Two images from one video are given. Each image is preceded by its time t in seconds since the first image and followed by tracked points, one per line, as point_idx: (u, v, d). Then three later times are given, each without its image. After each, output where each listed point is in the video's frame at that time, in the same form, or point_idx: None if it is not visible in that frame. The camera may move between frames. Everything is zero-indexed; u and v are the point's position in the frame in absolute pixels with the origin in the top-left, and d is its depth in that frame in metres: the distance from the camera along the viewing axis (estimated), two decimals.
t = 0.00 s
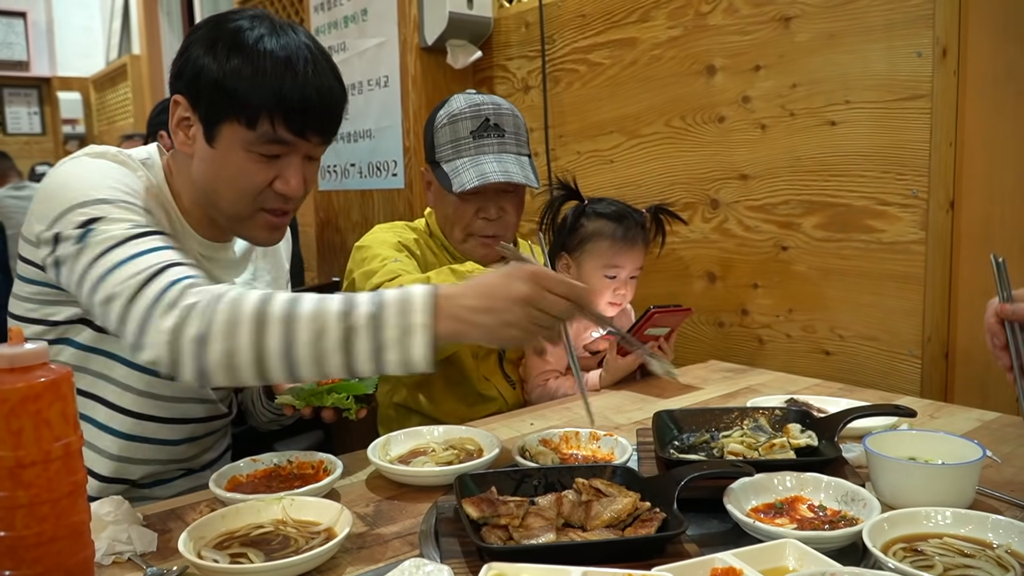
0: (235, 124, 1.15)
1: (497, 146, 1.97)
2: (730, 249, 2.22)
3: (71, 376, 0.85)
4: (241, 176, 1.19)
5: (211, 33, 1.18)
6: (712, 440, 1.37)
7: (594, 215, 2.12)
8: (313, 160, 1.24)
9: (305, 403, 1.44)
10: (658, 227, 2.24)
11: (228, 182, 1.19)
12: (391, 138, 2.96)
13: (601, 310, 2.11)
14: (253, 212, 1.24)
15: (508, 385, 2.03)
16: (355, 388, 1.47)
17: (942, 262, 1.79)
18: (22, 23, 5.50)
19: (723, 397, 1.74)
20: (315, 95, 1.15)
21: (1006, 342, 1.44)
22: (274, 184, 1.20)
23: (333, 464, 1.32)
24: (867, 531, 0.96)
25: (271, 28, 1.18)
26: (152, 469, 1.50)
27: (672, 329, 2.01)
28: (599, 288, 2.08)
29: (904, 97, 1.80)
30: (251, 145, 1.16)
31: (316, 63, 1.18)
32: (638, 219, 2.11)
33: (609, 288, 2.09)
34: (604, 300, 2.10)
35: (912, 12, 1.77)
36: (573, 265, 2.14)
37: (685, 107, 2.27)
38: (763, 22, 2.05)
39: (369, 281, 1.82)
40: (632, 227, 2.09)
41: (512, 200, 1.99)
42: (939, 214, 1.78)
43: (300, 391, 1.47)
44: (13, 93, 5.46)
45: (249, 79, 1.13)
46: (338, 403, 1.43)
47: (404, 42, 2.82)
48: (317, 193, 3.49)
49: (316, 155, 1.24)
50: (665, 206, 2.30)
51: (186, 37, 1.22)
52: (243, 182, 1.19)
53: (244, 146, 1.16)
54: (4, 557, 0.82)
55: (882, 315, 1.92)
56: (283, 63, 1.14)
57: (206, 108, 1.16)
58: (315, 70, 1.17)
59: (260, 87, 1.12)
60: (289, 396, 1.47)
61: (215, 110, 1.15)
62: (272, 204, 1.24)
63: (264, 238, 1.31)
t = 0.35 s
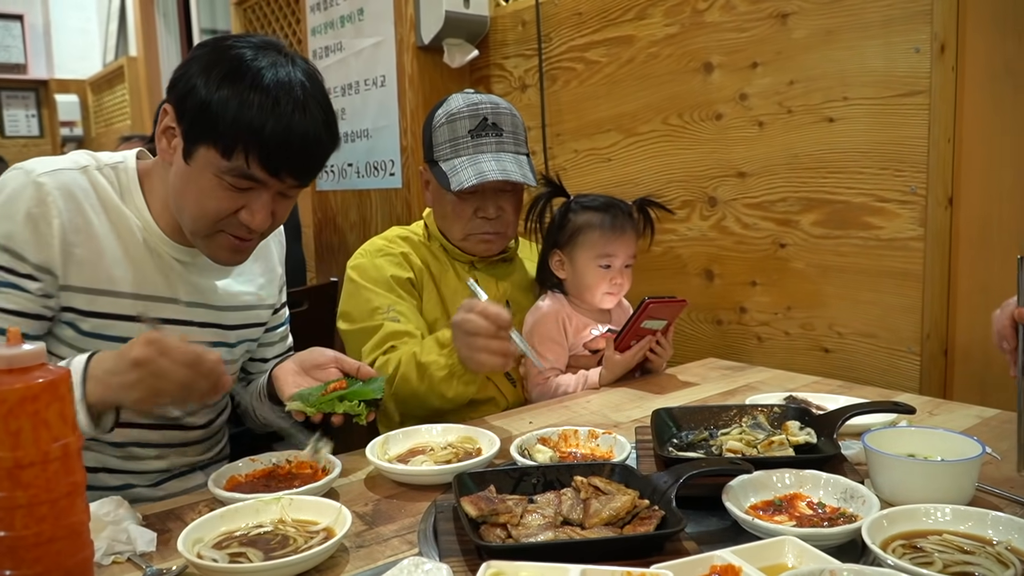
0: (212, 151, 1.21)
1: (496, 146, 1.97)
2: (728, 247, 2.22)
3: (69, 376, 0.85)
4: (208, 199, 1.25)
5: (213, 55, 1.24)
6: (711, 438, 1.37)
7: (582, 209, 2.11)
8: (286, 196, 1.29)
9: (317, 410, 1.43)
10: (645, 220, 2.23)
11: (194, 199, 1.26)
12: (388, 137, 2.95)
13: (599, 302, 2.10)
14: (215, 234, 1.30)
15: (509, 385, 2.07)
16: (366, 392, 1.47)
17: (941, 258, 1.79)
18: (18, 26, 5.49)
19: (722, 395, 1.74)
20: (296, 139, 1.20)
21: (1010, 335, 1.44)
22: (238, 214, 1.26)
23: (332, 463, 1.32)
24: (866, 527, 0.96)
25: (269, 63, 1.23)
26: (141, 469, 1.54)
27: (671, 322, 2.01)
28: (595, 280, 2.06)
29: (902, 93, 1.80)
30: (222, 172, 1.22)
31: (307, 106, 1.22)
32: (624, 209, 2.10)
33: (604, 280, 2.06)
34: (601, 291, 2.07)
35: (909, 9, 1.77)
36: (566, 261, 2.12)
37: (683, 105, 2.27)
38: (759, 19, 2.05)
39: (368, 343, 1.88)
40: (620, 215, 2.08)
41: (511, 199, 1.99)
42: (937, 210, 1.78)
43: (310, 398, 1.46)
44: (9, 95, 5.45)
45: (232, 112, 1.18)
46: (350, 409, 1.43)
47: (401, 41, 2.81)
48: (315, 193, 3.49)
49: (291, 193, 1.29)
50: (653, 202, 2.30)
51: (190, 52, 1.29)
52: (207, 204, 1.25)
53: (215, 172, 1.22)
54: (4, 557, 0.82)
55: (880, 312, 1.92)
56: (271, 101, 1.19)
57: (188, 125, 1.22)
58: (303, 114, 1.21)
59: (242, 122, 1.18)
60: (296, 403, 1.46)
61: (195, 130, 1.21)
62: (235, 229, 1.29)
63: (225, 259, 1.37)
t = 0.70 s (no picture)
0: (174, 151, 1.21)
1: (491, 142, 1.97)
2: (726, 242, 2.21)
3: (65, 372, 0.85)
4: (175, 197, 1.26)
5: (168, 50, 1.21)
6: (709, 433, 1.37)
7: (559, 202, 2.15)
8: (253, 190, 1.29)
9: (304, 411, 1.44)
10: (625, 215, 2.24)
11: (162, 199, 1.27)
12: (387, 133, 2.95)
13: (589, 289, 2.11)
14: (186, 231, 1.32)
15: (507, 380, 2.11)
16: (353, 389, 1.46)
17: (939, 253, 1.79)
18: (17, 21, 5.47)
19: (720, 389, 1.74)
20: (257, 134, 1.18)
21: None
22: (206, 210, 1.27)
23: (329, 459, 1.32)
24: (863, 521, 0.96)
25: (225, 55, 1.20)
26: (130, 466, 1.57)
27: (664, 308, 2.00)
28: (582, 267, 2.08)
29: (901, 87, 1.80)
30: (185, 171, 1.22)
31: (266, 97, 1.20)
32: (598, 197, 2.13)
33: (590, 265, 2.08)
34: (590, 277, 2.09)
35: (908, 2, 1.77)
36: (551, 257, 2.13)
37: (681, 100, 2.27)
38: (758, 13, 2.05)
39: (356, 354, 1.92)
40: (593, 200, 2.11)
41: (506, 196, 1.99)
42: (935, 205, 1.77)
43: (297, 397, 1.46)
44: (8, 92, 5.45)
45: (189, 110, 1.17)
46: (338, 408, 1.43)
47: (399, 36, 2.80)
48: (313, 189, 3.48)
49: (257, 186, 1.28)
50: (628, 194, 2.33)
51: (147, 45, 1.26)
52: (175, 203, 1.27)
53: (178, 171, 1.22)
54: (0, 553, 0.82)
55: (879, 307, 1.92)
56: (228, 96, 1.17)
57: (148, 125, 1.22)
58: (262, 106, 1.19)
59: (200, 119, 1.16)
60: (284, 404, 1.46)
61: (155, 129, 1.20)
62: (206, 224, 1.31)
63: (198, 254, 1.39)
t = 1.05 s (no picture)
0: (153, 151, 1.20)
1: (490, 139, 1.96)
2: (726, 239, 2.21)
3: (65, 368, 0.85)
4: (158, 198, 1.26)
5: (144, 47, 1.20)
6: (708, 430, 1.37)
7: (546, 204, 2.16)
8: (236, 186, 1.29)
9: (309, 404, 1.41)
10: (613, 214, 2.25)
11: (145, 200, 1.27)
12: (387, 129, 2.95)
13: (579, 286, 2.11)
14: (170, 230, 1.32)
15: (507, 376, 2.12)
16: (357, 379, 1.45)
17: (939, 250, 1.79)
18: (17, 16, 5.53)
19: (720, 387, 1.74)
20: (236, 131, 1.18)
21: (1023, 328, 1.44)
22: (190, 210, 1.28)
23: (329, 455, 1.32)
24: (862, 519, 0.96)
25: (202, 50, 1.19)
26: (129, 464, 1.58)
27: (651, 288, 2.04)
28: (570, 263, 2.08)
29: (901, 85, 1.80)
30: (166, 172, 1.22)
31: (243, 93, 1.19)
32: (582, 194, 2.14)
33: (579, 262, 2.07)
34: (580, 274, 2.08)
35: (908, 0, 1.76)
36: (541, 258, 2.14)
37: (681, 97, 2.26)
38: (759, 11, 2.04)
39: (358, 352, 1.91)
40: (579, 198, 2.12)
41: (504, 192, 1.99)
42: (935, 202, 1.77)
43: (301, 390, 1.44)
44: (8, 86, 5.42)
45: (167, 109, 1.16)
46: (343, 398, 1.41)
47: (399, 33, 2.80)
48: (313, 185, 3.48)
49: (238, 183, 1.28)
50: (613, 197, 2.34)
51: (121, 41, 1.24)
52: (158, 203, 1.27)
53: (159, 171, 1.22)
54: None
55: (878, 304, 1.92)
56: (205, 93, 1.16)
57: (125, 125, 1.21)
58: (239, 102, 1.18)
59: (177, 118, 1.16)
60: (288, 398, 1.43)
61: (133, 129, 1.20)
62: (190, 223, 1.31)
63: (184, 251, 1.39)
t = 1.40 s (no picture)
0: (149, 156, 1.21)
1: (488, 142, 1.97)
2: (726, 241, 2.21)
3: (67, 371, 0.85)
4: (155, 203, 1.26)
5: (138, 50, 1.20)
6: (708, 432, 1.37)
7: (537, 209, 2.18)
8: (232, 189, 1.29)
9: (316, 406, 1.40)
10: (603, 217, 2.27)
11: (142, 205, 1.28)
12: (387, 132, 2.95)
13: (577, 285, 2.09)
14: (168, 235, 1.33)
15: (505, 380, 2.13)
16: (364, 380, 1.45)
17: (938, 253, 1.79)
18: (19, 18, 5.55)
19: (720, 389, 1.74)
20: (231, 135, 1.18)
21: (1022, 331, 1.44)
22: (187, 214, 1.28)
23: (332, 457, 1.32)
24: (862, 522, 0.97)
25: (195, 53, 1.20)
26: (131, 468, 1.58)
27: (645, 294, 2.06)
28: (564, 265, 2.08)
29: (900, 88, 1.80)
30: (162, 177, 1.22)
31: (238, 95, 1.19)
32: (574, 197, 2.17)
33: (573, 264, 2.07)
34: (574, 274, 2.08)
35: (907, 3, 1.77)
36: (536, 262, 2.15)
37: (681, 99, 2.27)
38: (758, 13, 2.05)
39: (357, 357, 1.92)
40: (568, 199, 2.15)
41: (502, 196, 1.99)
42: (934, 205, 1.77)
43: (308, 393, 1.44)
44: (9, 87, 5.43)
45: (161, 114, 1.16)
46: (351, 399, 1.41)
47: (400, 35, 2.80)
48: (313, 187, 3.48)
49: (234, 186, 1.28)
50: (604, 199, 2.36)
51: (116, 45, 1.25)
52: (155, 208, 1.27)
53: (156, 177, 1.22)
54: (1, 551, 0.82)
55: (877, 307, 1.92)
56: (199, 97, 1.16)
57: (121, 130, 1.21)
58: (234, 105, 1.18)
59: (172, 123, 1.16)
60: (295, 400, 1.43)
61: (128, 134, 1.20)
62: (187, 227, 1.31)
63: (182, 255, 1.39)
